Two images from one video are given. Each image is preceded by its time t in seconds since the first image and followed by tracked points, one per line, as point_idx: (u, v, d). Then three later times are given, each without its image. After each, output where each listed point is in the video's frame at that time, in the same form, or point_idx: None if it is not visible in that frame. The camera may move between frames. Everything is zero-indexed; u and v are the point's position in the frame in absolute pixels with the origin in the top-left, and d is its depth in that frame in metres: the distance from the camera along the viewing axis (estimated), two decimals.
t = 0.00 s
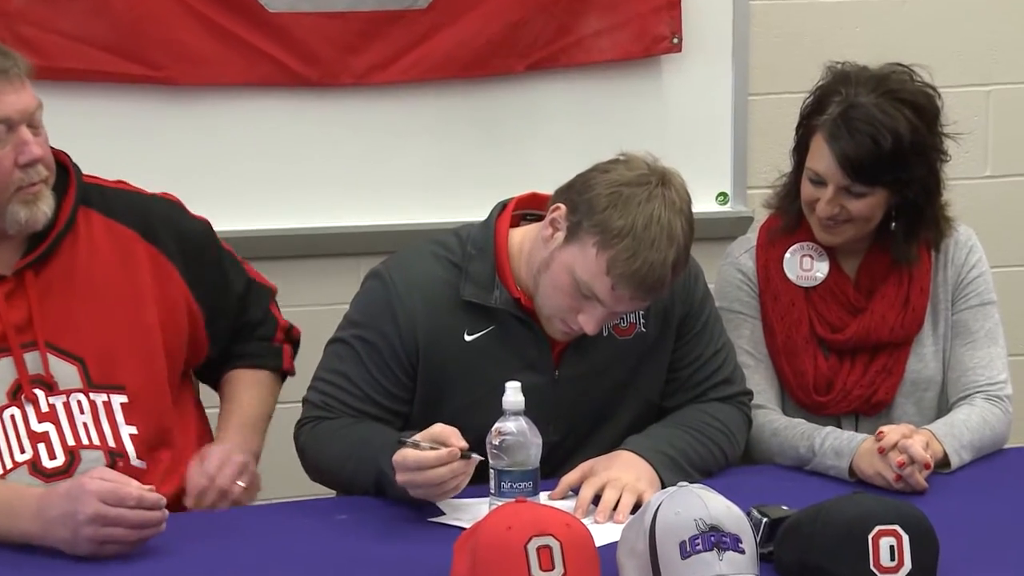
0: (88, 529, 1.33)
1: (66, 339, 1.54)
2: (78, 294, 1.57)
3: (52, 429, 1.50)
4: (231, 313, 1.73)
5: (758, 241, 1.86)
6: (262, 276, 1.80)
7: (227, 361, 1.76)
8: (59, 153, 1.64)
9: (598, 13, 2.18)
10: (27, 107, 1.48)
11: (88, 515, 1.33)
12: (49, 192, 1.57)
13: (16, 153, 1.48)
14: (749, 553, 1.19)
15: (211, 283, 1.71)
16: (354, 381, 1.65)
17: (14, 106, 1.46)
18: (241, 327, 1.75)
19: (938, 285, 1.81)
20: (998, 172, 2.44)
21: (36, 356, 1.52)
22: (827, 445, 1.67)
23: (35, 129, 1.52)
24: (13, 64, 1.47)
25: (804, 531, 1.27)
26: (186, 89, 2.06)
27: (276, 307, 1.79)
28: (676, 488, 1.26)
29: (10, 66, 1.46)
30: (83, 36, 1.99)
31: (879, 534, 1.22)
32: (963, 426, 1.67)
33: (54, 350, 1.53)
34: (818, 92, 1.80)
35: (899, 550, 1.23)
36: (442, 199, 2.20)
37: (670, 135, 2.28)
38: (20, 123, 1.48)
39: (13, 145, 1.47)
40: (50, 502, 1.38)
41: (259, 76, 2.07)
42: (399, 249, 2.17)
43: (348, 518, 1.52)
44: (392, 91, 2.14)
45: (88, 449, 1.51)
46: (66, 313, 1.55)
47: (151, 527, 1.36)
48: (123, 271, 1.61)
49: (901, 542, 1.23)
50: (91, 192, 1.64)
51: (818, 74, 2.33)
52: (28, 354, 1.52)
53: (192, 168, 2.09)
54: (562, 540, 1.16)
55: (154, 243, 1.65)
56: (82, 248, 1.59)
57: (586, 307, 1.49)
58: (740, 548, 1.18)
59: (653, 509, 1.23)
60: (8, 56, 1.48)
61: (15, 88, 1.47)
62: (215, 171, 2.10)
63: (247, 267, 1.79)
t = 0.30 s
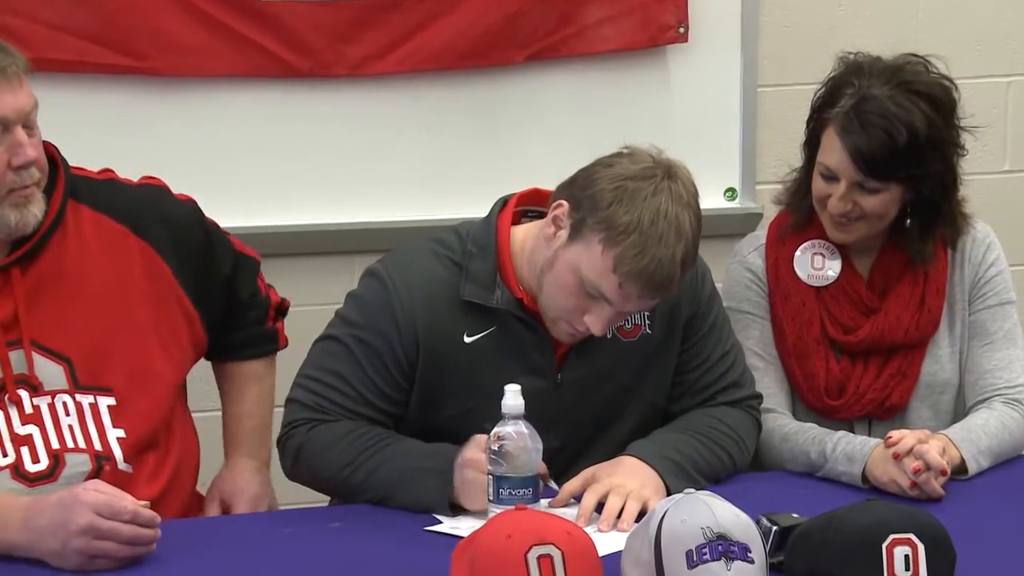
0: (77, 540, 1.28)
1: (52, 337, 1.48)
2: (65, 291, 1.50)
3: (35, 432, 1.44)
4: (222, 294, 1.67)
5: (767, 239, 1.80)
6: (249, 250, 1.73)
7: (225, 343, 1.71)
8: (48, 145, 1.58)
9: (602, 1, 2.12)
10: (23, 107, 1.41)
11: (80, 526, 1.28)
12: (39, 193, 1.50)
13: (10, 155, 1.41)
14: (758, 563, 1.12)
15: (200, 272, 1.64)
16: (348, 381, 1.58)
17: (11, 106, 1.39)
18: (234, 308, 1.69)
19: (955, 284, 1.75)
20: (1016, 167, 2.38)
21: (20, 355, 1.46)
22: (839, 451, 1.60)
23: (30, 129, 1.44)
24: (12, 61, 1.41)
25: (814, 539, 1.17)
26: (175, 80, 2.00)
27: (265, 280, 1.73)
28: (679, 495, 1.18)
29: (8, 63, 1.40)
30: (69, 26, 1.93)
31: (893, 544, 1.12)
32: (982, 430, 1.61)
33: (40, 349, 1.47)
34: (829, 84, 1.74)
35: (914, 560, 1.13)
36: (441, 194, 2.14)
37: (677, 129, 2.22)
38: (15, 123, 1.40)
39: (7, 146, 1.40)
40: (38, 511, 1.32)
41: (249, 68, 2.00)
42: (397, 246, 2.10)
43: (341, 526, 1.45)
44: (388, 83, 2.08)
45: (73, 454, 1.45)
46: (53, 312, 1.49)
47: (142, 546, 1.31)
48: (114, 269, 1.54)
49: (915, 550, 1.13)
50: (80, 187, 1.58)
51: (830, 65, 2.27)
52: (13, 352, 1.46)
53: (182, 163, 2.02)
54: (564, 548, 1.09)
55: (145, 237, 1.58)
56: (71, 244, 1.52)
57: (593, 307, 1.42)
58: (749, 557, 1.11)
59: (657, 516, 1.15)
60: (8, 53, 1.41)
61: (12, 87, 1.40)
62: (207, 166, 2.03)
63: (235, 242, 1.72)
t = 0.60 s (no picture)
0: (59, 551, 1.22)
1: (37, 352, 1.42)
2: (52, 306, 1.44)
3: (17, 449, 1.38)
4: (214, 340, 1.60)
5: (778, 236, 1.74)
6: (261, 291, 1.65)
7: (217, 387, 1.65)
8: (48, 149, 1.49)
9: None
10: (28, 118, 1.34)
11: (62, 536, 1.23)
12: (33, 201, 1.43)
13: (7, 164, 1.34)
14: None
15: (194, 305, 1.56)
16: (345, 383, 1.51)
17: (14, 117, 1.32)
18: (230, 352, 1.62)
19: (973, 284, 1.69)
20: None
21: (2, 369, 1.40)
22: (853, 457, 1.54)
23: (30, 138, 1.37)
24: (22, 68, 1.33)
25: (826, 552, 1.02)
26: (163, 71, 1.93)
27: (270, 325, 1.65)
28: (688, 501, 1.09)
29: (18, 71, 1.32)
30: (53, 15, 1.86)
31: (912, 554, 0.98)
32: (1002, 435, 1.54)
33: (23, 363, 1.41)
34: (843, 76, 1.68)
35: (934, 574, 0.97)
36: (440, 189, 2.08)
37: (684, 122, 2.16)
38: (18, 134, 1.33)
39: (6, 157, 1.33)
40: (19, 520, 1.26)
41: (239, 57, 1.94)
42: (395, 242, 2.04)
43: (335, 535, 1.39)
44: (384, 73, 2.02)
45: (55, 473, 1.40)
46: (36, 327, 1.43)
47: (125, 557, 1.24)
48: (100, 285, 1.48)
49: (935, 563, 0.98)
50: (76, 194, 1.50)
51: (841, 55, 2.20)
52: None
53: (173, 157, 1.97)
54: (565, 558, 1.02)
55: (135, 255, 1.50)
56: (60, 257, 1.46)
57: (607, 311, 1.39)
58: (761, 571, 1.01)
59: (664, 526, 1.06)
60: (18, 59, 1.33)
61: (19, 97, 1.32)
62: (198, 160, 1.98)
63: (248, 281, 1.64)
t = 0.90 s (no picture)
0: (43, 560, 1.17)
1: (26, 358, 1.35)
2: (42, 309, 1.37)
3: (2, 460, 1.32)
4: (209, 342, 1.53)
5: (789, 234, 1.69)
6: (254, 294, 1.58)
7: (209, 395, 1.57)
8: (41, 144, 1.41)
9: None
10: (27, 120, 1.25)
11: (48, 544, 1.17)
12: (26, 203, 1.35)
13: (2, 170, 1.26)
14: None
15: (190, 310, 1.49)
16: (339, 388, 1.45)
17: (14, 120, 1.23)
18: (221, 356, 1.55)
19: (994, 283, 1.62)
20: None
21: None
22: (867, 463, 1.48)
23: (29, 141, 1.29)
24: (23, 68, 1.24)
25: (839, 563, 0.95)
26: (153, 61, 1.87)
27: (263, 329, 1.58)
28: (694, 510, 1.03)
29: (19, 70, 1.23)
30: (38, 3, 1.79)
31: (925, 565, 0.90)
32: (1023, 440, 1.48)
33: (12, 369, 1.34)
34: (857, 66, 1.62)
35: None
36: (437, 185, 2.02)
37: (691, 116, 2.10)
38: (14, 137, 1.25)
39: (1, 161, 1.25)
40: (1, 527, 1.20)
41: (229, 48, 1.85)
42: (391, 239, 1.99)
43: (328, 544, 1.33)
44: (380, 64, 1.95)
45: (42, 485, 1.34)
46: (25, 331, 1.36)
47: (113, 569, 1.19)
48: (94, 288, 1.41)
49: None
50: (70, 194, 1.44)
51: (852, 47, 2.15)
52: None
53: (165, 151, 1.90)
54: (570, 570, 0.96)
55: (134, 257, 1.44)
56: (53, 258, 1.39)
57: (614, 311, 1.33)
58: None
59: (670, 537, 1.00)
60: (20, 57, 1.25)
61: (19, 99, 1.24)
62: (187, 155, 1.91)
63: (240, 284, 1.57)
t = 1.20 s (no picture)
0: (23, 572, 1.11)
1: (12, 363, 1.29)
2: (29, 312, 1.30)
3: None
4: (204, 348, 1.42)
5: (800, 230, 1.62)
6: (253, 300, 1.47)
7: (203, 403, 1.45)
8: (33, 142, 1.34)
9: None
10: (20, 112, 1.19)
11: (28, 556, 1.10)
12: (15, 200, 1.29)
13: None
14: None
15: (184, 313, 1.40)
16: (330, 392, 1.39)
17: (6, 111, 1.17)
18: (218, 362, 1.44)
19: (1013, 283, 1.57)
20: None
21: None
22: (882, 470, 1.42)
23: (20, 135, 1.23)
24: (17, 59, 1.19)
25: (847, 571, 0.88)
26: (140, 51, 1.81)
27: (262, 335, 1.48)
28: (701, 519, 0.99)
29: (12, 62, 1.17)
30: None
31: None
32: None
33: None
34: (872, 57, 1.55)
35: None
36: (436, 181, 1.95)
37: (699, 108, 2.03)
38: (6, 129, 1.19)
39: None
40: None
41: (218, 38, 1.82)
42: (389, 237, 1.92)
43: (320, 554, 1.27)
44: (374, 54, 1.89)
45: (27, 495, 1.28)
46: (10, 334, 1.29)
47: None
48: (83, 290, 1.33)
49: None
50: (62, 191, 1.35)
51: (864, 37, 2.09)
52: None
53: (154, 144, 1.84)
54: None
55: (126, 258, 1.36)
56: (42, 258, 1.32)
57: (617, 311, 1.27)
58: None
59: (678, 546, 0.98)
60: (14, 48, 1.20)
61: (12, 90, 1.18)
62: (178, 151, 1.85)
63: (238, 289, 1.46)
